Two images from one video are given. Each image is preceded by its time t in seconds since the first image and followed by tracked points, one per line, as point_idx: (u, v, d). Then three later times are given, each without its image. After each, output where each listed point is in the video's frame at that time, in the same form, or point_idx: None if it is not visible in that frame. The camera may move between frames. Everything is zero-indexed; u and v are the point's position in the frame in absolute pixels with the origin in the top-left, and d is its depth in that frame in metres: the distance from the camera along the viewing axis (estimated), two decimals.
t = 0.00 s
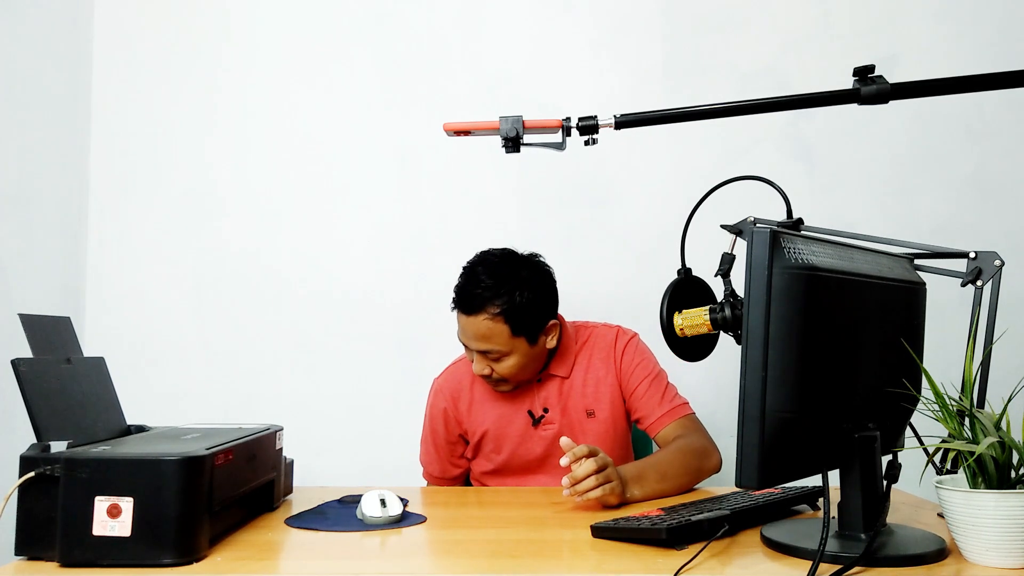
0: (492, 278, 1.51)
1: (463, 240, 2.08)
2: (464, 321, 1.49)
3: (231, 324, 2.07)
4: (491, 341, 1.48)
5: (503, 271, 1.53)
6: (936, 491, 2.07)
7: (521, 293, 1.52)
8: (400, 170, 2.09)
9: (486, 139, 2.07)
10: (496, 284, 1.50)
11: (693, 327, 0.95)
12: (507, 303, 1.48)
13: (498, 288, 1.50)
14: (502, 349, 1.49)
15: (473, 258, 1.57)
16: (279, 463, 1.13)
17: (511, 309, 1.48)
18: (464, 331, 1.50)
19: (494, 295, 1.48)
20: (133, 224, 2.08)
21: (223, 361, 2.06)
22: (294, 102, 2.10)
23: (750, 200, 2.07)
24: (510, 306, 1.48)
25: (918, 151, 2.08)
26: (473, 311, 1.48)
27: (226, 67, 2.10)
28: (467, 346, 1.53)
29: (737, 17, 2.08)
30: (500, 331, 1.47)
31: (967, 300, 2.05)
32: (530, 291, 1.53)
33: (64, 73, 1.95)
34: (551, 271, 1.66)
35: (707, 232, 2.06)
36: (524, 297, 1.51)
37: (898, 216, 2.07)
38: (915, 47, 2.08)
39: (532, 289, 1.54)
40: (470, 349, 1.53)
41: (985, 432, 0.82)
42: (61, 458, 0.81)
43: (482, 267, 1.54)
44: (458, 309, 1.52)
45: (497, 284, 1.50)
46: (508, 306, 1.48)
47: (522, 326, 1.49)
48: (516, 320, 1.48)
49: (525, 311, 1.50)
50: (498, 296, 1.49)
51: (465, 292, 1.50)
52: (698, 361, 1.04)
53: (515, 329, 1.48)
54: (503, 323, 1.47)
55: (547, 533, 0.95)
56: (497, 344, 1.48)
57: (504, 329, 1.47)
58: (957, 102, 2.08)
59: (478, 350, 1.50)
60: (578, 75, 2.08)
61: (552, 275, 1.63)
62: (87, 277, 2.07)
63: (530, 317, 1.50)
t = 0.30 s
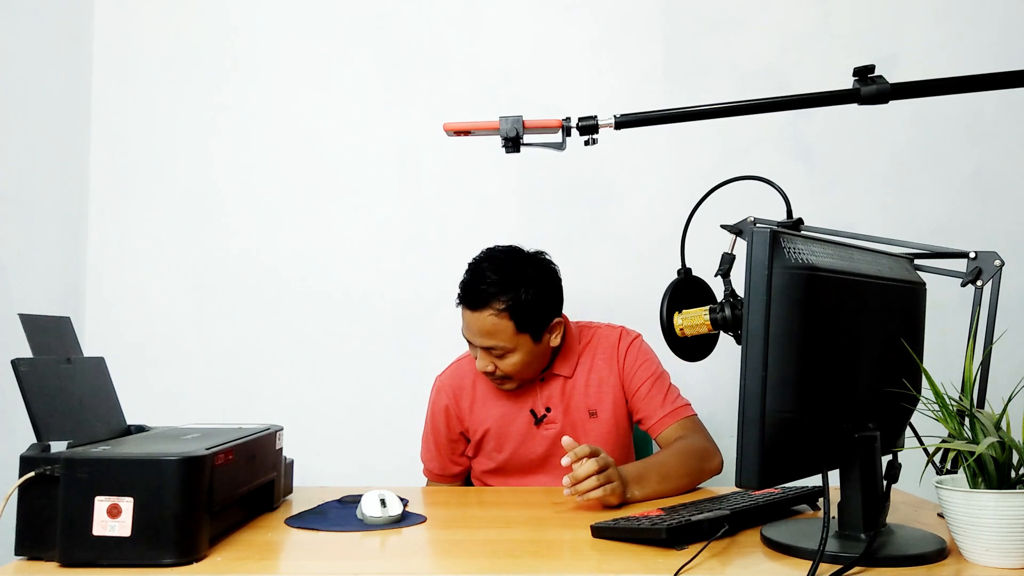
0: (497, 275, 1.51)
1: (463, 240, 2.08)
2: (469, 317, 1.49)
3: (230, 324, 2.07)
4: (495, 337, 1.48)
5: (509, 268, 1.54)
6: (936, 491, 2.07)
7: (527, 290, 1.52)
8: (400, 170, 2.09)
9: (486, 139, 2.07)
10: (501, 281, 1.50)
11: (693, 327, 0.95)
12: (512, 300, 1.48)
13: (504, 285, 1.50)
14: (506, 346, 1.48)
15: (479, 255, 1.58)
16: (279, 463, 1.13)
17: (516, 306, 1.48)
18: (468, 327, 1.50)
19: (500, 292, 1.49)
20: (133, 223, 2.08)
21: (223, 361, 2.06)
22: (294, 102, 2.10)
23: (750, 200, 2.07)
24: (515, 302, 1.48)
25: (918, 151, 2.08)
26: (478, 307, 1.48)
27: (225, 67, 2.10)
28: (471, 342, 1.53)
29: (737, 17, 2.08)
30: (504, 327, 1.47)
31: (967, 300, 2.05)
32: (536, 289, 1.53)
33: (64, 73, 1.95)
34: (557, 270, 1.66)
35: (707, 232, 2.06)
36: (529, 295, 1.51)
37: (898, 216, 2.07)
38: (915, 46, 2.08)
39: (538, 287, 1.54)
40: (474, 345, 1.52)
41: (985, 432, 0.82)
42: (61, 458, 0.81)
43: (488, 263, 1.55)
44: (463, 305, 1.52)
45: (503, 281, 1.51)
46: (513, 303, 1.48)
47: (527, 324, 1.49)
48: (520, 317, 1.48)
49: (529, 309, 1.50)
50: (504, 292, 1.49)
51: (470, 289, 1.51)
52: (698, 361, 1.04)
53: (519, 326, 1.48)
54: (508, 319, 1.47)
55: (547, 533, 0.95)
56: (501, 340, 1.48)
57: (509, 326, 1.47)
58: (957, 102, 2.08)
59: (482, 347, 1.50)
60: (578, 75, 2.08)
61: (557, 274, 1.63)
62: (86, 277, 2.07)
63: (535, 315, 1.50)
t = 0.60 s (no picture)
0: (495, 274, 1.51)
1: (463, 240, 2.08)
2: (467, 317, 1.49)
3: (231, 323, 2.07)
4: (493, 337, 1.48)
5: (507, 267, 1.53)
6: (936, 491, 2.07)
7: (525, 289, 1.52)
8: (401, 170, 2.09)
9: (487, 139, 2.07)
10: (499, 280, 1.50)
11: (694, 327, 0.95)
12: (510, 299, 1.48)
13: (502, 284, 1.50)
14: (504, 345, 1.49)
15: (478, 254, 1.57)
16: (279, 463, 1.13)
17: (515, 305, 1.49)
18: (466, 327, 1.51)
19: (498, 291, 1.49)
20: (133, 223, 2.08)
21: (223, 361, 2.06)
22: (294, 102, 2.10)
23: (750, 200, 2.07)
24: (513, 301, 1.48)
25: (918, 151, 2.08)
26: (476, 307, 1.48)
27: (226, 68, 2.10)
28: (469, 341, 1.53)
29: (737, 17, 2.08)
30: (503, 326, 1.47)
31: (968, 300, 2.05)
32: (534, 288, 1.53)
33: (64, 73, 1.95)
34: (556, 269, 1.66)
35: (707, 232, 2.06)
36: (527, 294, 1.51)
37: (898, 216, 2.07)
38: (915, 46, 2.08)
39: (536, 286, 1.54)
40: (472, 345, 1.53)
41: (985, 432, 0.82)
42: (61, 457, 0.81)
43: (486, 263, 1.55)
44: (461, 305, 1.52)
45: (501, 280, 1.51)
46: (510, 303, 1.48)
47: (525, 322, 1.49)
48: (518, 316, 1.48)
49: (528, 308, 1.50)
50: (501, 292, 1.49)
51: (468, 288, 1.51)
52: (698, 361, 1.04)
53: (517, 325, 1.48)
54: (507, 318, 1.47)
55: (547, 534, 0.95)
56: (499, 339, 1.48)
57: (507, 326, 1.48)
58: (957, 102, 2.08)
59: (480, 346, 1.50)
60: (578, 75, 2.08)
61: (556, 273, 1.62)
62: (86, 277, 2.07)
63: (533, 313, 1.51)
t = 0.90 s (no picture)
0: (496, 270, 1.51)
1: (463, 240, 2.08)
2: (468, 314, 1.49)
3: (231, 323, 2.07)
4: (495, 333, 1.48)
5: (507, 264, 1.54)
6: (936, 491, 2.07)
7: (525, 285, 1.52)
8: (401, 170, 2.09)
9: (487, 139, 2.07)
10: (500, 277, 1.51)
11: (694, 327, 0.95)
12: (511, 295, 1.48)
13: (502, 280, 1.50)
14: (506, 342, 1.49)
15: (478, 251, 1.57)
16: (279, 463, 1.13)
17: (516, 301, 1.49)
18: (467, 324, 1.50)
19: (498, 287, 1.49)
20: (134, 223, 2.08)
21: (223, 361, 2.06)
22: (293, 102, 2.10)
23: (750, 200, 2.07)
24: (514, 297, 1.49)
25: (918, 151, 2.08)
26: (477, 304, 1.48)
27: (226, 68, 2.10)
28: (471, 339, 1.53)
29: (737, 17, 2.08)
30: (504, 322, 1.47)
31: (968, 300, 2.05)
32: (534, 285, 1.53)
33: (64, 73, 1.95)
34: (556, 267, 1.66)
35: (707, 232, 2.06)
36: (528, 290, 1.51)
37: (898, 216, 2.07)
38: (915, 46, 2.08)
39: (536, 283, 1.55)
40: (474, 342, 1.52)
41: (985, 432, 0.82)
42: (61, 457, 0.81)
43: (486, 259, 1.55)
44: (462, 302, 1.53)
45: (501, 276, 1.51)
46: (511, 299, 1.48)
47: (526, 318, 1.49)
48: (519, 312, 1.48)
49: (528, 304, 1.50)
50: (502, 288, 1.49)
51: (469, 285, 1.51)
52: (698, 361, 1.04)
53: (519, 321, 1.48)
54: (508, 314, 1.48)
55: (547, 533, 0.95)
56: (501, 335, 1.48)
57: (509, 321, 1.48)
58: (957, 102, 2.08)
59: (482, 343, 1.50)
60: (578, 75, 2.08)
61: (556, 270, 1.63)
62: (86, 277, 2.07)
63: (534, 310, 1.51)
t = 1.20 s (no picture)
0: (500, 270, 1.51)
1: (463, 240, 2.08)
2: (472, 313, 1.49)
3: (230, 323, 2.07)
4: (500, 332, 1.48)
5: (510, 264, 1.54)
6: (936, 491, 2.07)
7: (529, 285, 1.52)
8: (401, 170, 2.09)
9: (487, 139, 2.07)
10: (504, 277, 1.51)
11: (694, 327, 0.95)
12: (515, 295, 1.48)
13: (507, 280, 1.50)
14: (511, 341, 1.48)
15: (481, 251, 1.57)
16: (279, 463, 1.13)
17: (520, 301, 1.49)
18: (472, 323, 1.50)
19: (503, 287, 1.49)
20: (133, 223, 2.08)
21: (223, 361, 2.06)
22: (293, 102, 2.10)
23: (750, 200, 2.07)
24: (519, 297, 1.49)
25: (917, 151, 2.08)
26: (482, 304, 1.48)
27: (225, 68, 2.10)
28: (475, 339, 1.53)
29: (737, 17, 2.08)
30: (509, 322, 1.47)
31: (968, 300, 2.05)
32: (538, 285, 1.53)
33: (63, 73, 1.95)
34: (558, 267, 1.66)
35: (707, 232, 2.06)
36: (532, 290, 1.51)
37: (898, 216, 2.07)
38: (915, 46, 2.08)
39: (540, 283, 1.55)
40: (478, 342, 1.52)
41: (985, 432, 0.82)
42: (61, 457, 0.81)
43: (489, 259, 1.55)
44: (466, 302, 1.53)
45: (505, 276, 1.51)
46: (516, 298, 1.48)
47: (531, 318, 1.49)
48: (524, 312, 1.48)
49: (533, 304, 1.50)
50: (507, 287, 1.49)
51: (473, 285, 1.51)
52: (698, 361, 1.04)
53: (523, 321, 1.48)
54: (513, 314, 1.47)
55: (547, 534, 0.95)
56: (506, 335, 1.48)
57: (513, 321, 1.47)
58: (958, 102, 2.08)
59: (486, 343, 1.50)
60: (578, 75, 2.08)
61: (559, 270, 1.63)
62: (86, 277, 2.07)
63: (538, 310, 1.51)
